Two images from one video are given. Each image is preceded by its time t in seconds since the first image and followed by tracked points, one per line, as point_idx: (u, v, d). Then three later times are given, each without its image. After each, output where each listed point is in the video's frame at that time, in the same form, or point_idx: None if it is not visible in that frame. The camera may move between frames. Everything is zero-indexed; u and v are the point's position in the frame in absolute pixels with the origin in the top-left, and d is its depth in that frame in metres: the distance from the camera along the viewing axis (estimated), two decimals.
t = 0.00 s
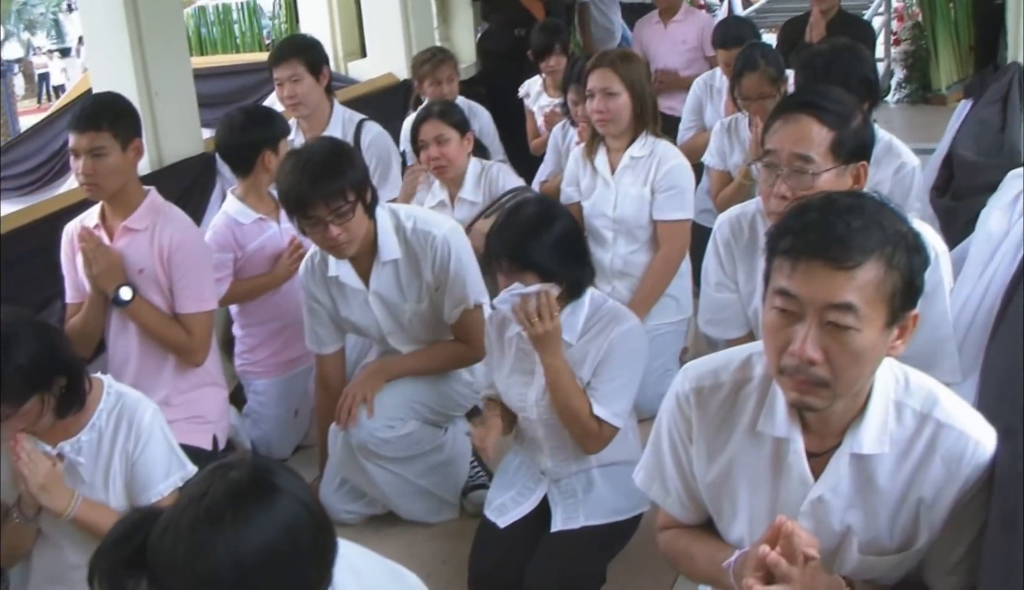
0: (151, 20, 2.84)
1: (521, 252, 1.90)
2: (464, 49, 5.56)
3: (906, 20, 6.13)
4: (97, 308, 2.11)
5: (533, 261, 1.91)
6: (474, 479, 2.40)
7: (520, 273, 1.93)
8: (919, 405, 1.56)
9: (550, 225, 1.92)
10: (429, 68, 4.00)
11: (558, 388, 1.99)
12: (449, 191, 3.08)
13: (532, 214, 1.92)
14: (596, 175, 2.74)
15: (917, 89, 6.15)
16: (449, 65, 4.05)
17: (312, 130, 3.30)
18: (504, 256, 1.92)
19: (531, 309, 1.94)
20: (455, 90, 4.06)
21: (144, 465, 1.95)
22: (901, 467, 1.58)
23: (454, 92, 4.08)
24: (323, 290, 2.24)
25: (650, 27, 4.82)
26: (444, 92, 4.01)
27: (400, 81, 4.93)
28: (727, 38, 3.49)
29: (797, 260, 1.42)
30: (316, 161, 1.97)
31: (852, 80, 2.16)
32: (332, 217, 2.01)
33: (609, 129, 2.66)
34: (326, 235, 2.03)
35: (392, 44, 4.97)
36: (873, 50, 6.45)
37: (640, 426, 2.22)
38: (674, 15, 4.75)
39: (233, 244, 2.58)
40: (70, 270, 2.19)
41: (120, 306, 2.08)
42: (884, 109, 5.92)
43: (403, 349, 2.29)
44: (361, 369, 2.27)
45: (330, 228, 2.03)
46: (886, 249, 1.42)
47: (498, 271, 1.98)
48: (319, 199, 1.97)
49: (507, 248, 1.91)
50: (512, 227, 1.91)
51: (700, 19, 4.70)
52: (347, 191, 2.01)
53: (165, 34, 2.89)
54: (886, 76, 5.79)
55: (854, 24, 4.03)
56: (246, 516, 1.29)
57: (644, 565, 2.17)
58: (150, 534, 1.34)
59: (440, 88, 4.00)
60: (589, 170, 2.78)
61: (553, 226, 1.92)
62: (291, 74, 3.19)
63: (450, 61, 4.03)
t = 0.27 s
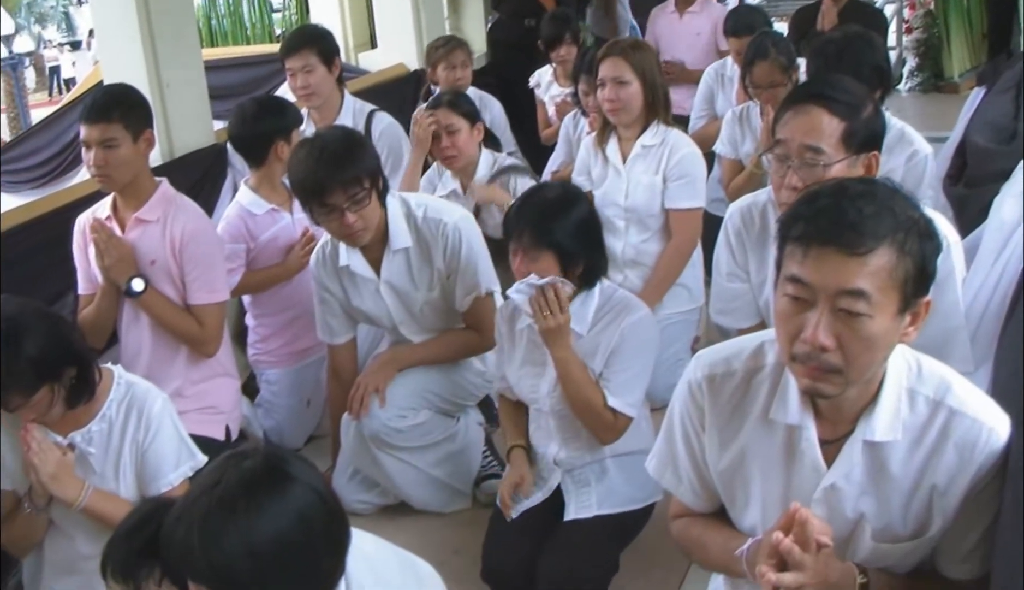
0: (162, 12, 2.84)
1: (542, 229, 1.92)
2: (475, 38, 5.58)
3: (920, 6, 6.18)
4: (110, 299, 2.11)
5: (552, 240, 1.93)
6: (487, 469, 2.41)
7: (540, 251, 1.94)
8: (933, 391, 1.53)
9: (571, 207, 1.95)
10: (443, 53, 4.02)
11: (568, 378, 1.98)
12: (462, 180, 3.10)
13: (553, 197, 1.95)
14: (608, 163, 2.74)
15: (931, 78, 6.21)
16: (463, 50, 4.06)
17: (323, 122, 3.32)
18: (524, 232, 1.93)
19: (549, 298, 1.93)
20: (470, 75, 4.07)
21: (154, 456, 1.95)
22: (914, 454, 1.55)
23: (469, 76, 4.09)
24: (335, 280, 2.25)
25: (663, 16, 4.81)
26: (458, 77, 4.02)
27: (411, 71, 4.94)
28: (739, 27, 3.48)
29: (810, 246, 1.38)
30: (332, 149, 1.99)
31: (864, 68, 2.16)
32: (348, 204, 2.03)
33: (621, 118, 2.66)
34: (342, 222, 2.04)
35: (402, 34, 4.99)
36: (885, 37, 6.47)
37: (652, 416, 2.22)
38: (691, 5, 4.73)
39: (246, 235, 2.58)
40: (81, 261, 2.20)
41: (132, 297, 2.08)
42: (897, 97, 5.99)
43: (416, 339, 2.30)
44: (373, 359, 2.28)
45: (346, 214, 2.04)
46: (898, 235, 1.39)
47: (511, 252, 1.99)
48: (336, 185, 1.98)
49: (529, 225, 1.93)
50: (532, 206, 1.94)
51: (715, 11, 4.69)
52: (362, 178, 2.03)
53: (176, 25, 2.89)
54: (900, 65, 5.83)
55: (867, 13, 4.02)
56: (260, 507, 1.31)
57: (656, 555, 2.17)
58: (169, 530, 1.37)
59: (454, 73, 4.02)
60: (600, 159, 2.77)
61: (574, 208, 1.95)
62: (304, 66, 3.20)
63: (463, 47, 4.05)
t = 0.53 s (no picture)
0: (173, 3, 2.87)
1: (559, 213, 1.94)
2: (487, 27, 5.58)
3: None
4: (121, 289, 2.12)
5: (569, 222, 1.96)
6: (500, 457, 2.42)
7: (557, 234, 1.97)
8: (946, 376, 1.51)
9: (586, 189, 1.97)
10: (455, 40, 4.02)
11: (579, 365, 1.98)
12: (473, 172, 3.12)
13: (567, 181, 1.97)
14: (619, 149, 2.73)
15: (944, 64, 6.18)
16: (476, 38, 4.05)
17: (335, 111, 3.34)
18: (541, 216, 1.95)
19: (550, 288, 1.95)
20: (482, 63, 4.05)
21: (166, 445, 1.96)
22: (927, 440, 1.53)
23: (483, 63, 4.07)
24: (347, 269, 2.27)
25: (675, 3, 4.80)
26: (469, 64, 4.02)
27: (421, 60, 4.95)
28: (750, 14, 3.47)
29: (821, 232, 1.37)
30: (346, 132, 2.02)
31: (877, 53, 2.14)
32: (363, 187, 2.06)
33: (633, 105, 2.66)
34: (358, 206, 2.07)
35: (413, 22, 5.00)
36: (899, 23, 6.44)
37: (664, 403, 2.21)
38: None
39: (258, 224, 2.59)
40: (94, 251, 2.21)
41: (144, 287, 2.09)
42: (910, 83, 5.97)
43: (428, 327, 2.33)
44: (385, 347, 2.29)
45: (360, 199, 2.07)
46: (910, 220, 1.37)
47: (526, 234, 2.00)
48: (353, 169, 2.01)
49: (546, 205, 1.94)
50: (547, 186, 1.96)
51: None
52: (376, 162, 2.06)
53: (187, 15, 2.92)
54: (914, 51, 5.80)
55: None
56: (272, 494, 1.39)
57: (668, 543, 2.16)
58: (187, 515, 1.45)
59: (465, 61, 4.01)
60: (611, 146, 2.77)
61: (590, 190, 1.97)
62: (320, 53, 3.22)
63: (477, 34, 4.04)
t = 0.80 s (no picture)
0: None
1: (566, 203, 1.94)
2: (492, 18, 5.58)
3: None
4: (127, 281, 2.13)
5: (576, 212, 1.96)
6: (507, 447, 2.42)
7: (567, 224, 1.97)
8: (953, 365, 1.50)
9: (590, 179, 1.97)
10: (460, 30, 4.02)
11: (584, 355, 1.98)
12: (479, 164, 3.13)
13: (571, 171, 1.96)
14: (624, 139, 2.73)
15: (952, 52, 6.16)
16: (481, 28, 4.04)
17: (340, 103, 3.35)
18: (548, 209, 1.95)
19: (546, 278, 1.97)
20: (486, 54, 4.05)
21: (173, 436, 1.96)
22: (934, 429, 1.52)
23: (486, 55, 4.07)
24: (353, 260, 2.29)
25: None
26: (472, 55, 4.03)
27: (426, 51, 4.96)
28: (755, 3, 3.46)
29: (827, 220, 1.35)
30: (355, 119, 2.06)
31: (882, 41, 2.15)
32: (374, 171, 2.10)
33: (639, 94, 2.66)
34: (369, 190, 2.11)
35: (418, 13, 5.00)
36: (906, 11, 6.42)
37: (670, 393, 2.21)
38: None
39: (264, 215, 2.59)
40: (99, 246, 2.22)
41: (151, 280, 2.10)
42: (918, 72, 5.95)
43: (434, 317, 2.35)
44: (392, 338, 2.30)
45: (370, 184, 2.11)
46: (916, 207, 1.35)
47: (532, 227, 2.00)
48: (363, 153, 2.05)
49: (552, 199, 1.94)
50: (551, 177, 1.96)
51: None
52: (387, 148, 2.10)
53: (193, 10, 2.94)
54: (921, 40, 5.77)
55: None
56: (273, 489, 1.52)
57: (675, 533, 2.16)
58: (193, 510, 1.59)
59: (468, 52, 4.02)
60: (616, 136, 2.77)
61: (595, 178, 1.98)
62: (336, 44, 3.24)
63: (482, 25, 4.03)
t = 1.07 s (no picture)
0: None
1: (575, 197, 1.94)
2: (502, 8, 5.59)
3: None
4: (137, 270, 2.11)
5: (585, 205, 1.96)
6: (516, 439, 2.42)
7: (578, 216, 1.97)
8: (965, 354, 1.49)
9: (599, 169, 1.96)
10: (470, 20, 4.02)
11: (592, 344, 1.99)
12: (489, 155, 3.14)
13: (577, 163, 1.95)
14: (634, 130, 2.74)
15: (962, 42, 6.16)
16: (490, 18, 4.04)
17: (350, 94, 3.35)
18: (559, 204, 1.94)
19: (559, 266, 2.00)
20: (495, 45, 4.05)
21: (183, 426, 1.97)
22: (945, 419, 1.51)
23: (495, 46, 4.09)
24: (364, 249, 2.33)
25: None
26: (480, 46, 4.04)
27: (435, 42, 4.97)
28: None
29: (838, 209, 1.34)
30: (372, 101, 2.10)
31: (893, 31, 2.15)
32: (392, 151, 2.13)
33: (649, 85, 2.66)
34: (388, 169, 2.14)
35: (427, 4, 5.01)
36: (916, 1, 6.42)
37: (680, 383, 2.21)
38: None
39: (273, 206, 2.59)
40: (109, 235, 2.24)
41: (160, 270, 2.10)
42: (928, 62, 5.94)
43: (444, 306, 2.39)
44: (402, 328, 2.33)
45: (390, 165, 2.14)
46: (927, 196, 1.34)
47: (544, 221, 2.00)
48: (382, 132, 2.08)
49: (563, 195, 1.94)
50: (558, 172, 1.94)
51: None
52: (404, 131, 2.15)
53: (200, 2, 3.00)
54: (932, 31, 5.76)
55: None
56: (286, 478, 1.54)
57: (684, 523, 2.16)
58: (204, 499, 1.61)
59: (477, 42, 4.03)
60: (626, 126, 2.77)
61: (603, 167, 1.97)
62: (352, 34, 3.26)
63: (492, 14, 4.02)
